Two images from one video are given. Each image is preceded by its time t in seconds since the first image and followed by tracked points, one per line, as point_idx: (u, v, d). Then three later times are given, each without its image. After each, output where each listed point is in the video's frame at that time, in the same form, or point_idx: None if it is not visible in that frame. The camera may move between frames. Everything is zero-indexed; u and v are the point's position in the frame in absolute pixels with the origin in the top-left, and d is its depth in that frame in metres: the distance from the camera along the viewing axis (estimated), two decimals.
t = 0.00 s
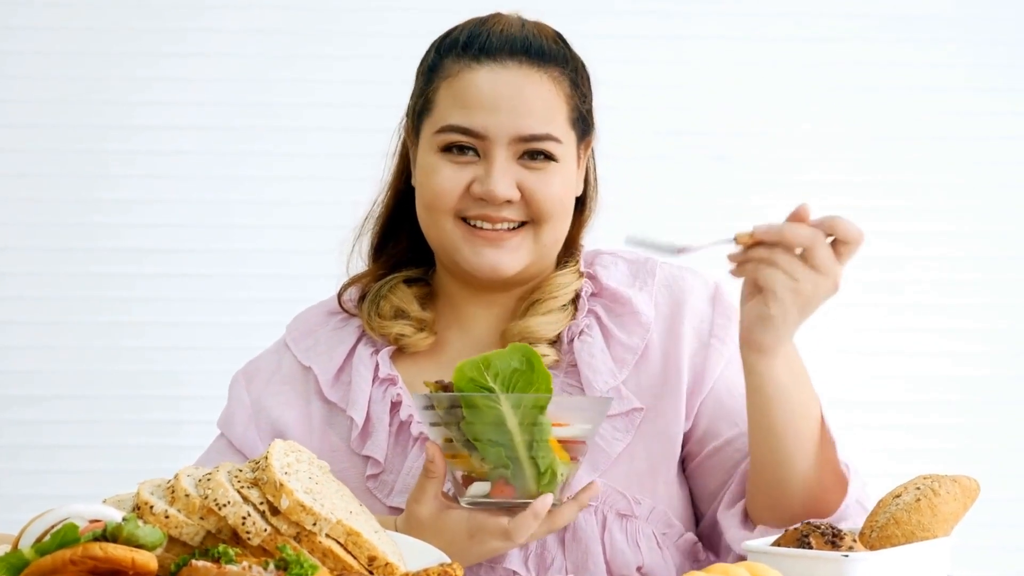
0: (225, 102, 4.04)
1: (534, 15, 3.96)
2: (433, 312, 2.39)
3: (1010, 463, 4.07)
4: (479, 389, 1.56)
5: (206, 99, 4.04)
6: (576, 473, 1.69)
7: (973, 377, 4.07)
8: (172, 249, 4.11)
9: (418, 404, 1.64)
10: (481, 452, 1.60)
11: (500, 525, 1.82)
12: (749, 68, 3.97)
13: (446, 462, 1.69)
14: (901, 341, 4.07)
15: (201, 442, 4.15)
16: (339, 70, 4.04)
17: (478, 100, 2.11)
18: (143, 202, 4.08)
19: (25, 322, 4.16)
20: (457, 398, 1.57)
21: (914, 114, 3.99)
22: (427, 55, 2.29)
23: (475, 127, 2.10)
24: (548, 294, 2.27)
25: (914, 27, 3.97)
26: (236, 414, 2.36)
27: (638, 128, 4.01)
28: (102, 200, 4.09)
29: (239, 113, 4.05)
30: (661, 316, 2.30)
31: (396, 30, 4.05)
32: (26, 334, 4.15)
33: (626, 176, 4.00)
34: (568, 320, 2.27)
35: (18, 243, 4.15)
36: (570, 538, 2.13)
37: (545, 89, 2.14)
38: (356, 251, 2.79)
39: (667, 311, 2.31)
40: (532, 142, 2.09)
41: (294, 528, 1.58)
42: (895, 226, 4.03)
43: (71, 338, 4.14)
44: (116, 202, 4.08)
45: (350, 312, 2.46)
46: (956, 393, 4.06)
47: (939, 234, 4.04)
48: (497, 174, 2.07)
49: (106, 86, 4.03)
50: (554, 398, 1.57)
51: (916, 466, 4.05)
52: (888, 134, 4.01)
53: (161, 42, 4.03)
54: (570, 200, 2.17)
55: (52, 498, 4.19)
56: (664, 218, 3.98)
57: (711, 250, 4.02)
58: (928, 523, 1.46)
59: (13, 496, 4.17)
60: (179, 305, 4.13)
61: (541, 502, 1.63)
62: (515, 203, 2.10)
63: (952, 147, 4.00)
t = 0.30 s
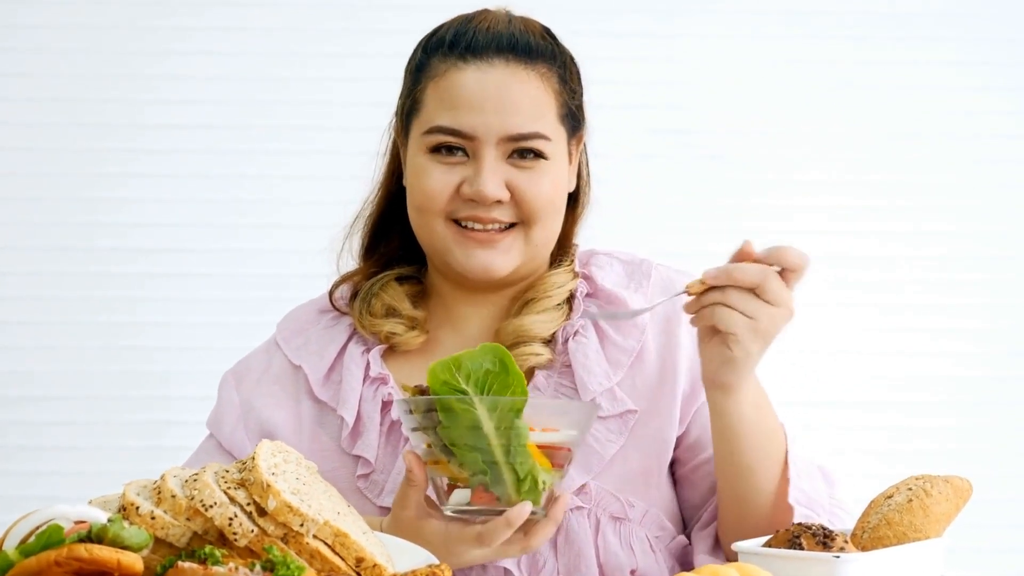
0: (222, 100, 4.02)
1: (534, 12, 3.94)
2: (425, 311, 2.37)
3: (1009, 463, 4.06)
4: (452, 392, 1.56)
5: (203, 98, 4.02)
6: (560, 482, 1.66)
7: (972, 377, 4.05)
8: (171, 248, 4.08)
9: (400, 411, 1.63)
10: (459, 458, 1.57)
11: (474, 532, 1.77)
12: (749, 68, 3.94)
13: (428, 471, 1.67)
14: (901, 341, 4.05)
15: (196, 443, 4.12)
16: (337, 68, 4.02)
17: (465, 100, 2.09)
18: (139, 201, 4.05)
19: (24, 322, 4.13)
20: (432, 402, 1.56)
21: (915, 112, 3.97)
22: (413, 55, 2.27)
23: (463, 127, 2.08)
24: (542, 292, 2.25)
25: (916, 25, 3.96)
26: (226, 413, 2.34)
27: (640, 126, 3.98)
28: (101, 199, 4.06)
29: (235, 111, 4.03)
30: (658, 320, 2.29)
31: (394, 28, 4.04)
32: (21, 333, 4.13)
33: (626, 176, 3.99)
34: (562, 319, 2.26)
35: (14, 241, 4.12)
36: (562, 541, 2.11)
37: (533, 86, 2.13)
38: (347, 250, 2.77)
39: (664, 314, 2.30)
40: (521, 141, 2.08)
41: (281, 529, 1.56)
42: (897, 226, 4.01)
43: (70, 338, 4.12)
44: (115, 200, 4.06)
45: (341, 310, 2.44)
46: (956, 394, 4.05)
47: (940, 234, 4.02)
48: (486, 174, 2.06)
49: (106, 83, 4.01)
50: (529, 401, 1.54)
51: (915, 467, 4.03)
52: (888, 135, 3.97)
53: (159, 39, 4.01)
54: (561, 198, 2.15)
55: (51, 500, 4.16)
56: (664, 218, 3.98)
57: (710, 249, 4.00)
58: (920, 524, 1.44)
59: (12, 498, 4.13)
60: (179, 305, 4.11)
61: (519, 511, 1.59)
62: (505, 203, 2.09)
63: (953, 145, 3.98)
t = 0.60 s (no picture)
0: (220, 99, 4.00)
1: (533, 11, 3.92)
2: (418, 312, 2.36)
3: (1008, 464, 4.05)
4: (463, 406, 1.56)
5: (201, 97, 4.00)
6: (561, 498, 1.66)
7: (971, 378, 4.05)
8: (168, 249, 4.07)
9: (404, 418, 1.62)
10: (464, 472, 1.57)
11: (472, 542, 1.74)
12: (749, 68, 3.92)
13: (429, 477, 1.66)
14: (901, 342, 4.04)
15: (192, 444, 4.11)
16: (334, 68, 4.01)
17: (456, 104, 2.08)
18: (134, 201, 4.03)
19: (20, 323, 4.11)
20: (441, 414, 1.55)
21: (916, 112, 3.94)
22: (403, 57, 2.26)
23: (454, 131, 2.07)
24: (534, 293, 2.24)
25: (919, 24, 3.94)
26: (216, 415, 2.33)
27: (639, 126, 3.97)
28: (97, 199, 4.05)
29: (234, 111, 4.01)
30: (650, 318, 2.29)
31: (392, 28, 4.02)
32: (17, 334, 4.10)
33: (627, 175, 3.97)
34: (555, 320, 2.25)
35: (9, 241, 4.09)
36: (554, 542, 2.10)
37: (524, 88, 2.12)
38: (337, 253, 2.76)
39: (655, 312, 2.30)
40: (514, 143, 2.07)
41: (270, 533, 1.55)
42: (899, 226, 3.98)
43: (68, 339, 4.11)
44: (112, 201, 4.04)
45: (333, 312, 2.43)
46: (955, 394, 4.04)
47: (940, 234, 4.00)
48: (480, 178, 2.05)
49: (104, 82, 4.00)
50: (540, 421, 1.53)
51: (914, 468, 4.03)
52: (888, 134, 3.94)
53: (157, 39, 3.99)
54: (554, 201, 2.14)
55: (46, 502, 4.13)
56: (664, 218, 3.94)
57: (709, 250, 4.00)
58: (913, 527, 1.43)
59: (8, 501, 4.10)
60: (175, 306, 4.10)
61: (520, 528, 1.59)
62: (499, 206, 2.08)
63: (954, 145, 3.97)
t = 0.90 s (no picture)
0: (213, 95, 3.97)
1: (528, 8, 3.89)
2: (408, 311, 2.35)
3: (1006, 464, 4.06)
4: (477, 405, 1.53)
5: (193, 94, 3.97)
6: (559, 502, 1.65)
7: (969, 378, 4.05)
8: (160, 247, 4.05)
9: (411, 409, 1.60)
10: (468, 468, 1.57)
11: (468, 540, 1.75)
12: (749, 68, 3.85)
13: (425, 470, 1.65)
14: (900, 343, 4.02)
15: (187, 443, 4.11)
16: (328, 66, 3.98)
17: (445, 106, 2.06)
18: (126, 200, 4.00)
19: (12, 322, 4.09)
20: (453, 409, 1.54)
21: (919, 111, 3.89)
22: (389, 56, 2.25)
23: (443, 134, 2.05)
24: (525, 289, 2.23)
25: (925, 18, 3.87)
26: (206, 415, 2.31)
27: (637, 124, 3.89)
28: (88, 198, 4.02)
29: (226, 108, 3.98)
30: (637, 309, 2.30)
31: (386, 25, 3.99)
32: (10, 334, 4.08)
33: (626, 176, 3.91)
34: (545, 315, 2.24)
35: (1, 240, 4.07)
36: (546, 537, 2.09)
37: (512, 87, 2.10)
38: (324, 253, 2.75)
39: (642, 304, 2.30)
40: (503, 143, 2.06)
41: (260, 532, 1.53)
42: (898, 225, 3.96)
43: (60, 338, 4.08)
44: (103, 199, 4.01)
45: (322, 311, 2.41)
46: (953, 394, 4.04)
47: (940, 235, 3.99)
48: (471, 180, 2.03)
49: (96, 79, 3.96)
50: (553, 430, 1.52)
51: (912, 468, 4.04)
52: (888, 134, 3.90)
53: (149, 35, 3.96)
54: (545, 199, 2.13)
55: (46, 502, 4.15)
56: (663, 219, 3.91)
57: (707, 249, 3.96)
58: (909, 526, 1.43)
59: (6, 501, 4.10)
60: (168, 305, 4.08)
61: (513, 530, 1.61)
62: (490, 207, 2.07)
63: (955, 144, 3.94)
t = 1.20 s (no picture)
0: (209, 93, 3.95)
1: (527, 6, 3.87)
2: (402, 310, 2.34)
3: (1007, 464, 4.05)
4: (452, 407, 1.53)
5: (189, 93, 3.95)
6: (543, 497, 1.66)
7: (970, 378, 4.04)
8: (156, 246, 4.03)
9: (383, 417, 1.60)
10: (448, 470, 1.55)
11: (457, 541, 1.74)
12: (749, 68, 3.84)
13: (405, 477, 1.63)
14: (901, 344, 4.02)
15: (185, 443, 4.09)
16: (330, 63, 3.94)
17: (438, 112, 2.05)
18: (123, 199, 3.99)
19: (10, 322, 4.07)
20: (425, 414, 1.54)
21: (918, 112, 3.89)
22: (380, 58, 2.23)
23: (437, 140, 2.04)
24: (521, 287, 2.22)
25: (925, 18, 3.86)
26: (199, 415, 2.30)
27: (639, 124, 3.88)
28: (84, 196, 4.00)
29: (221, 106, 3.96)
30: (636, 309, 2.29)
31: (383, 22, 3.97)
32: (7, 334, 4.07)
33: (626, 175, 3.91)
34: (541, 314, 2.23)
35: None
36: (543, 537, 2.09)
37: (505, 91, 2.08)
38: (318, 252, 2.73)
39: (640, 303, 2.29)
40: (498, 148, 2.04)
41: (254, 534, 1.52)
42: (898, 225, 3.95)
43: (57, 337, 4.07)
44: (100, 197, 3.99)
45: (316, 310, 2.40)
46: (954, 395, 4.04)
47: (940, 234, 3.98)
48: (466, 186, 2.02)
49: (92, 77, 3.95)
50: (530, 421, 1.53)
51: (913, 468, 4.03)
52: (888, 134, 3.90)
53: (145, 33, 3.94)
54: (540, 201, 2.12)
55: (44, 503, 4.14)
56: (663, 219, 3.90)
57: (707, 249, 3.94)
58: (908, 527, 1.42)
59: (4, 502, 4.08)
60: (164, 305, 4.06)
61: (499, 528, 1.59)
62: (486, 212, 2.06)
63: (956, 144, 3.93)
